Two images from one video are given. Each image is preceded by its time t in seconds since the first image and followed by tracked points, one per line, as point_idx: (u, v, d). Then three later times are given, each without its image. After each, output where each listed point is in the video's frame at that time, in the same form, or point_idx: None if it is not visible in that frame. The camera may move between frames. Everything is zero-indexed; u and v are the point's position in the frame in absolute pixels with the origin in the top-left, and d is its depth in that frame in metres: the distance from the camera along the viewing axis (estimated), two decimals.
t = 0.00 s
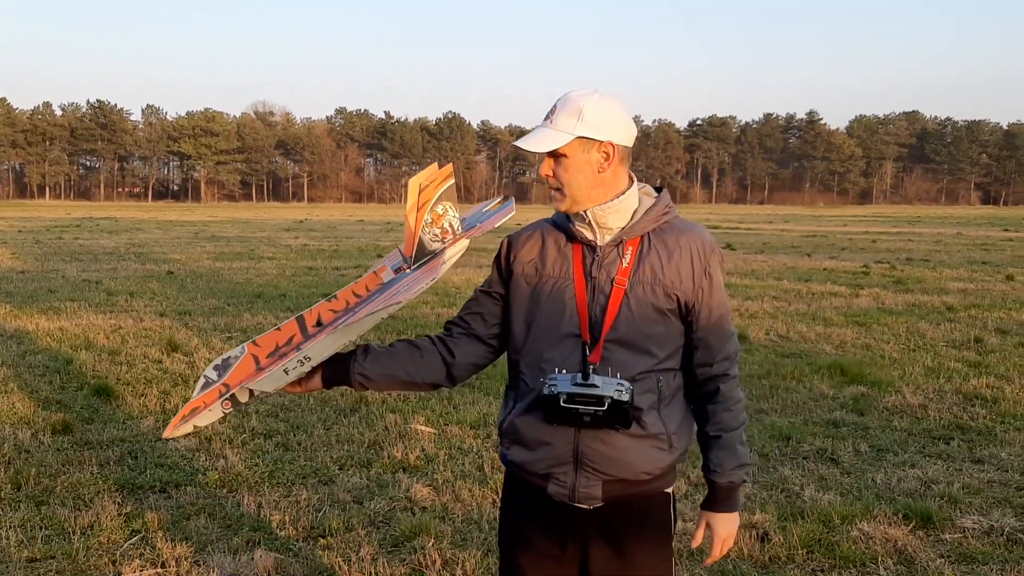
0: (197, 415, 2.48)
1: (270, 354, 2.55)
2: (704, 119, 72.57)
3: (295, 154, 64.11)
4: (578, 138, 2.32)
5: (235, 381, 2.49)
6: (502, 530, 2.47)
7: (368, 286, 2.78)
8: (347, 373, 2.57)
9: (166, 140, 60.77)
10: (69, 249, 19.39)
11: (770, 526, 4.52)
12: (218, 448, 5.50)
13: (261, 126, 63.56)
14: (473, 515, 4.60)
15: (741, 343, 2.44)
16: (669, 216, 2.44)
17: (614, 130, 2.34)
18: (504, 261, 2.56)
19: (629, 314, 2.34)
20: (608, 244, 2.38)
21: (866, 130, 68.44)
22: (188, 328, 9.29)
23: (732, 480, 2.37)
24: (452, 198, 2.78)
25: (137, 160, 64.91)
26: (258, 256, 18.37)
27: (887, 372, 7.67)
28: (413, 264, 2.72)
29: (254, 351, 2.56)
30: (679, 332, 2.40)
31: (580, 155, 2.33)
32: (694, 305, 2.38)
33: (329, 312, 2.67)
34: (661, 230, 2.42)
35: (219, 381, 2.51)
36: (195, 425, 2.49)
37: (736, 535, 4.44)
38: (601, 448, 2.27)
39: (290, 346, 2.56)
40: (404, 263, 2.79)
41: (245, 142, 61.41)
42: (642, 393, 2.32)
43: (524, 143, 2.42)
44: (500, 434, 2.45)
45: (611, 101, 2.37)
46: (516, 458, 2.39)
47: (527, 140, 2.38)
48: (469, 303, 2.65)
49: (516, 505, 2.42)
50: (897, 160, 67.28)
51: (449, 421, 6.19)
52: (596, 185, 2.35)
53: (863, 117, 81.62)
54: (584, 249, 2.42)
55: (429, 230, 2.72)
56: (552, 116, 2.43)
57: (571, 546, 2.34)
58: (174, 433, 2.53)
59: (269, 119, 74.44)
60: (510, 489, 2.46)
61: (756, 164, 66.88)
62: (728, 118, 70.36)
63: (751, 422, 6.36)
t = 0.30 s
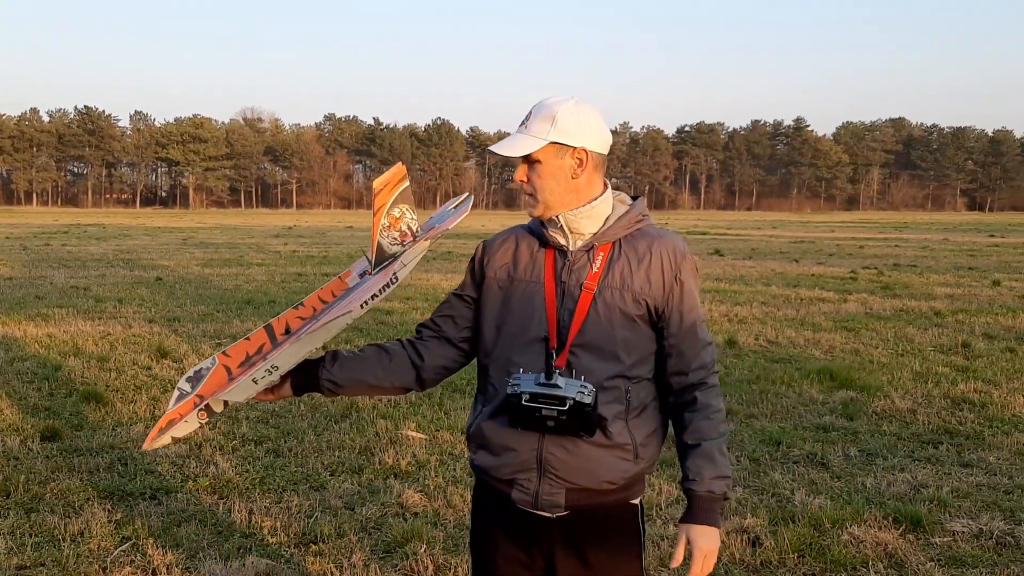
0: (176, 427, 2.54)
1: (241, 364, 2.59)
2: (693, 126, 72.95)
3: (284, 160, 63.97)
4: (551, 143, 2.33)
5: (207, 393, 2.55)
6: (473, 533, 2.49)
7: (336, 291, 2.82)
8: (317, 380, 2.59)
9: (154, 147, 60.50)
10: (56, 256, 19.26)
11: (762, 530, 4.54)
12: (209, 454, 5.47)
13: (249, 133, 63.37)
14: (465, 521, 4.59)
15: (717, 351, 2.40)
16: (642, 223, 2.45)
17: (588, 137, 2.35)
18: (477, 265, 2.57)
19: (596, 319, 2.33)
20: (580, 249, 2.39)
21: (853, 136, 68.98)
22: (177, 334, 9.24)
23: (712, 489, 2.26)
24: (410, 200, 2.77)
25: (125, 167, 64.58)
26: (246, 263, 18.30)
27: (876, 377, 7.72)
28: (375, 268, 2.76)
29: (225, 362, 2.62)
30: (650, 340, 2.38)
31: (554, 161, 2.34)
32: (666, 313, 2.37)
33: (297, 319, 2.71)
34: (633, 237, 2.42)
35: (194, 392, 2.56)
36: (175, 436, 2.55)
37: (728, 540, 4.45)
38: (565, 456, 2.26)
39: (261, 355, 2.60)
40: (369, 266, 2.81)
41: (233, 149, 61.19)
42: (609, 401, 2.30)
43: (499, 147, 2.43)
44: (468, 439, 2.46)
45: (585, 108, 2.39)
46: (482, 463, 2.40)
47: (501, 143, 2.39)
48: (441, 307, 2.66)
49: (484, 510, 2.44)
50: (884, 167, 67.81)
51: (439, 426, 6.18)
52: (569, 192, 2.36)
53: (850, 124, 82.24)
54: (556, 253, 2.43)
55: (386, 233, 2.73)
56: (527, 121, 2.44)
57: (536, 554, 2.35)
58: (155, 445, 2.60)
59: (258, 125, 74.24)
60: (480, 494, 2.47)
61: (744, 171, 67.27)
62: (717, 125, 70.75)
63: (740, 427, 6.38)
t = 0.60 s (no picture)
0: (164, 444, 2.52)
1: (224, 378, 2.58)
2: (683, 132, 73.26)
3: (275, 165, 63.82)
4: (531, 149, 2.33)
5: (193, 407, 2.54)
6: (451, 537, 2.50)
7: (312, 300, 2.81)
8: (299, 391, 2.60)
9: (144, 152, 60.27)
10: (46, 261, 19.15)
11: (755, 534, 4.55)
12: (201, 460, 5.44)
13: (240, 138, 63.19)
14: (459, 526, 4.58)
15: (694, 361, 2.38)
16: (622, 230, 2.44)
17: (569, 142, 2.35)
18: (458, 269, 2.57)
19: (573, 323, 2.32)
20: (559, 254, 2.39)
21: (842, 142, 69.41)
22: (168, 340, 9.20)
23: (683, 500, 2.25)
24: (375, 207, 2.76)
25: (114, 172, 64.32)
26: (237, 268, 18.25)
27: (867, 381, 7.76)
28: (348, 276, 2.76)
29: (209, 376, 2.60)
30: (627, 347, 2.37)
31: (533, 167, 2.34)
32: (643, 321, 2.35)
33: (276, 330, 2.70)
34: (613, 244, 2.42)
35: (180, 408, 2.54)
36: (164, 453, 2.53)
37: (721, 544, 4.46)
38: (539, 461, 2.25)
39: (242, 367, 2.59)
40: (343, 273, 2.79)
41: (224, 154, 61.01)
42: (584, 406, 2.29)
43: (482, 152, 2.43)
44: (445, 443, 2.45)
45: (567, 113, 2.39)
46: (458, 467, 2.39)
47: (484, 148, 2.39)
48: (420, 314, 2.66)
49: (462, 514, 2.44)
50: (873, 172, 68.23)
51: (432, 432, 6.16)
52: (550, 197, 2.36)
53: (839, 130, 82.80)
54: (536, 258, 2.43)
55: (355, 241, 2.72)
56: (509, 126, 2.44)
57: (512, 560, 2.36)
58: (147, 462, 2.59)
59: (249, 131, 74.09)
60: (458, 499, 2.47)
61: (734, 176, 67.58)
62: (707, 130, 71.07)
63: (733, 432, 6.39)
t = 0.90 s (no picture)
0: (151, 453, 2.47)
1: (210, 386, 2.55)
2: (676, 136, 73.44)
3: (267, 170, 63.69)
4: (534, 147, 2.33)
5: (179, 416, 2.51)
6: (439, 542, 2.50)
7: (296, 307, 2.79)
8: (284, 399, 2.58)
9: (136, 156, 60.05)
10: (37, 266, 19.05)
11: (749, 537, 4.54)
12: (194, 465, 5.41)
13: (232, 142, 63.06)
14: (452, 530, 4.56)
15: (677, 364, 2.39)
16: (604, 233, 2.45)
17: (564, 144, 2.39)
18: (442, 275, 2.57)
19: (558, 327, 2.31)
20: (543, 258, 2.39)
21: (834, 146, 69.69)
22: (161, 344, 9.15)
23: (671, 505, 2.25)
24: (358, 213, 2.77)
25: (106, 176, 64.07)
26: (230, 272, 18.18)
27: (860, 384, 7.78)
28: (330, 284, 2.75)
29: (196, 386, 2.59)
30: (612, 349, 2.37)
31: (534, 165, 2.34)
32: (627, 323, 2.35)
33: (260, 338, 2.68)
34: (597, 247, 2.42)
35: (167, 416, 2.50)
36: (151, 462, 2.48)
37: (716, 547, 4.45)
38: (527, 465, 2.24)
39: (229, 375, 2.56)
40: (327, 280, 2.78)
41: (216, 158, 60.80)
42: (571, 409, 2.28)
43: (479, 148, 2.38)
44: (432, 448, 2.45)
45: (558, 117, 2.43)
46: (446, 473, 2.38)
47: (485, 144, 2.34)
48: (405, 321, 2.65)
49: (450, 521, 2.44)
50: (865, 177, 68.47)
51: (426, 436, 6.14)
52: (546, 197, 2.37)
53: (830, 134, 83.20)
54: (520, 263, 2.43)
55: (337, 247, 2.71)
56: (503, 124, 2.41)
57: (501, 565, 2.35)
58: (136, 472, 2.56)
59: (241, 136, 73.96)
60: (445, 504, 2.47)
61: (727, 180, 67.78)
62: (699, 134, 71.29)
63: (726, 435, 6.39)
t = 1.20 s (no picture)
0: (140, 456, 2.50)
1: (201, 391, 2.55)
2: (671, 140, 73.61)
3: (262, 173, 63.62)
4: (561, 147, 2.41)
5: (171, 420, 2.51)
6: (438, 548, 2.49)
7: (289, 312, 2.76)
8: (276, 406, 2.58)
9: (130, 160, 59.92)
10: (31, 270, 19.00)
11: (744, 540, 4.55)
12: (188, 468, 5.40)
13: (226, 145, 62.98)
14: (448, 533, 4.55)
15: (669, 359, 2.40)
16: (593, 233, 2.46)
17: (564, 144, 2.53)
18: (431, 282, 2.56)
19: (555, 328, 2.31)
20: (534, 261, 2.38)
21: (828, 149, 69.93)
22: (155, 348, 9.13)
23: (666, 499, 2.26)
24: (352, 223, 2.73)
25: (100, 180, 63.91)
26: (224, 276, 18.14)
27: (854, 387, 7.79)
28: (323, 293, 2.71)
29: (185, 389, 2.56)
30: (607, 349, 2.37)
31: (559, 164, 2.42)
32: (621, 321, 2.37)
33: (253, 343, 2.66)
34: (587, 247, 2.43)
35: (157, 419, 2.52)
36: (141, 464, 2.52)
37: (711, 550, 4.45)
38: (529, 469, 2.24)
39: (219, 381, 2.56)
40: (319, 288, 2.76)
41: (210, 162, 60.74)
42: (571, 411, 2.28)
43: (512, 142, 2.35)
44: (431, 455, 2.44)
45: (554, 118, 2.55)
46: (447, 480, 2.38)
47: (525, 139, 2.34)
48: (397, 328, 2.64)
49: (450, 528, 2.43)
50: (858, 180, 68.67)
51: (421, 439, 6.13)
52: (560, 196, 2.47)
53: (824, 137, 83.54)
54: (510, 267, 2.42)
55: (331, 257, 2.67)
56: (524, 119, 2.39)
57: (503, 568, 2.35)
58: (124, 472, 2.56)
59: (235, 139, 73.86)
60: (445, 510, 2.46)
61: (721, 184, 67.96)
62: (694, 138, 71.47)
63: (722, 438, 6.40)
